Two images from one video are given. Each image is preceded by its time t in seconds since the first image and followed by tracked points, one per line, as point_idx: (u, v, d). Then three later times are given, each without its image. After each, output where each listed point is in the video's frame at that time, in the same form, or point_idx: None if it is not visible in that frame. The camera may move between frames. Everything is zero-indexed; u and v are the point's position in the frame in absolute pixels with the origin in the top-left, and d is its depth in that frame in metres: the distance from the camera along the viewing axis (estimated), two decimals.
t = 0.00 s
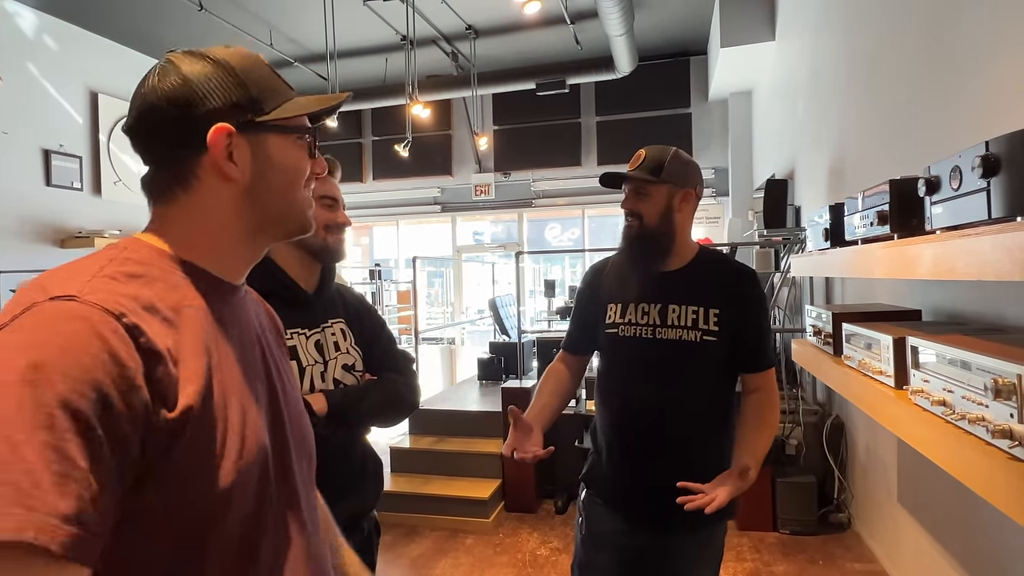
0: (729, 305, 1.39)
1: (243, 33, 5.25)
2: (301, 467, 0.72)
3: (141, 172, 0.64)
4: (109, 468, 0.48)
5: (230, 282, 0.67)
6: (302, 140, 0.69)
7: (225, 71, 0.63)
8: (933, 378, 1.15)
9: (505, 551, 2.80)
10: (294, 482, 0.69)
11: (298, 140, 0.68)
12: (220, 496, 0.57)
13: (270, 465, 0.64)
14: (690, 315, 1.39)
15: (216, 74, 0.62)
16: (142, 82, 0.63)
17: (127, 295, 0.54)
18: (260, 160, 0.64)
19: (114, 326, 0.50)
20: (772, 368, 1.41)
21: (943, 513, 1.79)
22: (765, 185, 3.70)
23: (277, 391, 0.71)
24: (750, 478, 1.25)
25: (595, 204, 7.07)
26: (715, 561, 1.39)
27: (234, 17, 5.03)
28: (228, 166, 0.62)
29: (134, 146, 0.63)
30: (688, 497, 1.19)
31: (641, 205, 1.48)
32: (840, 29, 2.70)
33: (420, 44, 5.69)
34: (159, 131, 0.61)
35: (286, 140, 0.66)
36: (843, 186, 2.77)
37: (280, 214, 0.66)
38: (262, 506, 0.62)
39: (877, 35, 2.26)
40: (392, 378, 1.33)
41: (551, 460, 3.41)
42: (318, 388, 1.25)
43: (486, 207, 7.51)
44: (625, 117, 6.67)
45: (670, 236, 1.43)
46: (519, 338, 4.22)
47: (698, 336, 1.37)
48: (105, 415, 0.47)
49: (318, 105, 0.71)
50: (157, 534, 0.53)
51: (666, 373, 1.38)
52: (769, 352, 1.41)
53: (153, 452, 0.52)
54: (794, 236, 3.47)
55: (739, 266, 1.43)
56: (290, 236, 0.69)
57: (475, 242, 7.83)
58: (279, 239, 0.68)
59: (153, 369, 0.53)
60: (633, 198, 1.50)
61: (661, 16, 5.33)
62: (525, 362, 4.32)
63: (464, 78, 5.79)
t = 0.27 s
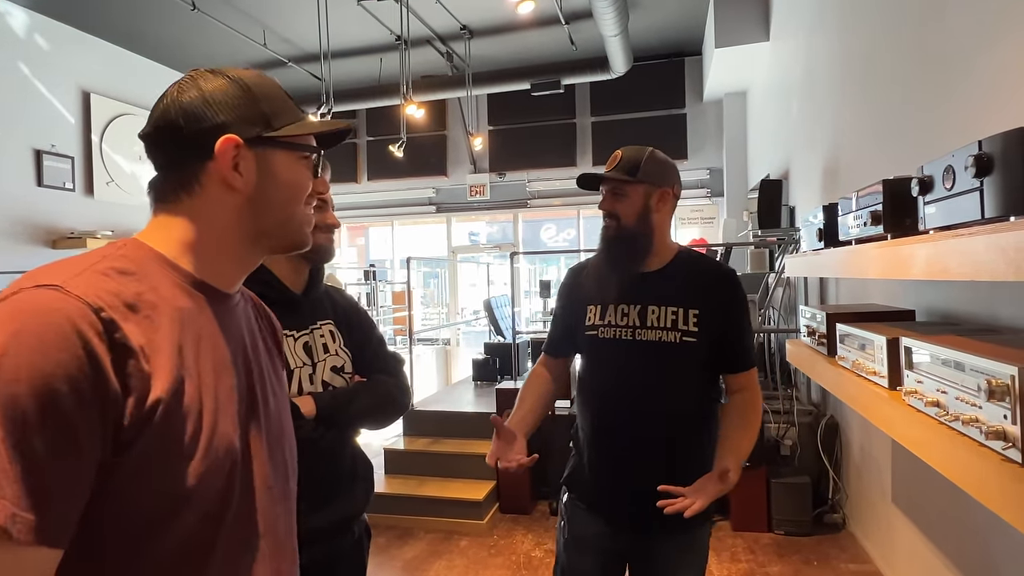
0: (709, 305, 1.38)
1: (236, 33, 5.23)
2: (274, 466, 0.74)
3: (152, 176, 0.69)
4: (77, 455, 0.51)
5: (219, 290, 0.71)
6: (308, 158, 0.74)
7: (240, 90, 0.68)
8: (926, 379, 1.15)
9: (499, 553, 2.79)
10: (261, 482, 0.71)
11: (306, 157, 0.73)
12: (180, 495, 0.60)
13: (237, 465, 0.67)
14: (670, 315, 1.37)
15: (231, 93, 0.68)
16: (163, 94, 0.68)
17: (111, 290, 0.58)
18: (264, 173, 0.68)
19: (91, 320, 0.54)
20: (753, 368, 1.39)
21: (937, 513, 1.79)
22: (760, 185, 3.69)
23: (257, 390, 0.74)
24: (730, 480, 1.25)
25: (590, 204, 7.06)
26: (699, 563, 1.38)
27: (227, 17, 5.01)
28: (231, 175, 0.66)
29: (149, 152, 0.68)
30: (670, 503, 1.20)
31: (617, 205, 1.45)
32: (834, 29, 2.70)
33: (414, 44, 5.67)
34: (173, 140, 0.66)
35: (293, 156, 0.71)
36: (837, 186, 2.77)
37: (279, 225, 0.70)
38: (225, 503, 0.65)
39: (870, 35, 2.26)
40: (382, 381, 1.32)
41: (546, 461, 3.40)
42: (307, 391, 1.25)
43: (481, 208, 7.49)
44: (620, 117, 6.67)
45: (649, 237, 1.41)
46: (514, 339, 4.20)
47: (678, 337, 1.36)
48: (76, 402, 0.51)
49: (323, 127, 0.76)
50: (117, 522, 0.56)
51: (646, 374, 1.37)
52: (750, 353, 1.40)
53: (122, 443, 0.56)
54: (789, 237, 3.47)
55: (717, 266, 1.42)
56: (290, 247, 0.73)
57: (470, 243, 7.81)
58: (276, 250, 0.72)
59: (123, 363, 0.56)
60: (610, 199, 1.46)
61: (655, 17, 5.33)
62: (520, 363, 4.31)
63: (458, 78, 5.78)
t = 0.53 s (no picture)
0: (679, 303, 1.36)
1: (233, 31, 5.21)
2: (237, 471, 0.72)
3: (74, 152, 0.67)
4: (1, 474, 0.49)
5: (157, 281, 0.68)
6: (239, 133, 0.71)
7: (160, 59, 0.65)
8: (923, 378, 1.14)
9: (496, 552, 2.79)
10: (221, 488, 0.70)
11: (233, 132, 0.70)
12: (129, 506, 0.58)
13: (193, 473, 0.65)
14: (640, 313, 1.37)
15: (148, 62, 0.65)
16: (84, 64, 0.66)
17: (31, 294, 0.55)
18: (185, 150, 0.66)
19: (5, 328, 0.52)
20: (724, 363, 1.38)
21: (933, 512, 1.79)
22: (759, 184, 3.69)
23: (217, 394, 0.72)
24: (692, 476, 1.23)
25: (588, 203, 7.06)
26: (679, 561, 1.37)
27: (224, 15, 5.00)
28: (148, 152, 0.64)
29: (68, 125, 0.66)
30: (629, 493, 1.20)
31: (588, 203, 1.44)
32: (832, 27, 2.70)
33: (412, 42, 5.66)
34: (88, 114, 0.64)
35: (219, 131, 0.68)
36: (835, 185, 2.77)
37: (202, 204, 0.68)
38: (181, 511, 0.63)
39: (868, 33, 2.26)
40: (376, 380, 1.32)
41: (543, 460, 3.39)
42: (300, 391, 1.24)
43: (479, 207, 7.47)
44: (618, 116, 6.66)
45: (620, 235, 1.40)
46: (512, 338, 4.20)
47: (648, 335, 1.36)
48: None
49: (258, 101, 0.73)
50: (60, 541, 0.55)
51: (617, 373, 1.37)
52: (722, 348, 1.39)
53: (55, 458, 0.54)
54: (787, 235, 3.46)
55: (689, 264, 1.41)
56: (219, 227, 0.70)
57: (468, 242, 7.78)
58: (202, 232, 0.70)
59: (51, 371, 0.54)
60: (581, 196, 1.46)
61: (653, 15, 5.32)
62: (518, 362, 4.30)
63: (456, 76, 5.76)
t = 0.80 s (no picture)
0: (654, 302, 1.36)
1: (233, 27, 5.21)
2: (206, 482, 0.63)
3: None
4: None
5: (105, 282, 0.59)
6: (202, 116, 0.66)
7: (118, 28, 0.58)
8: (924, 376, 1.14)
9: (496, 549, 2.78)
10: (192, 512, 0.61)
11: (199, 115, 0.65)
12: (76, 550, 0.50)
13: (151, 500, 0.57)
14: (615, 313, 1.36)
15: (106, 32, 0.57)
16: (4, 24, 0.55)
17: None
18: (156, 137, 0.60)
19: None
20: (697, 362, 1.37)
21: (935, 510, 1.78)
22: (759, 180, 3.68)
23: (174, 399, 0.63)
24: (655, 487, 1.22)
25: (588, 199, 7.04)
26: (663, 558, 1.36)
27: (223, 11, 4.98)
28: (114, 138, 0.57)
29: None
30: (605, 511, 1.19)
31: (564, 198, 1.42)
32: (833, 23, 2.69)
33: (412, 38, 5.64)
34: (29, 89, 0.54)
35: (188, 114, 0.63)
36: (835, 181, 2.76)
37: (173, 196, 0.62)
38: (139, 546, 0.55)
39: (869, 28, 2.24)
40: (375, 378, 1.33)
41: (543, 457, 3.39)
42: (299, 389, 1.24)
43: (478, 204, 7.45)
44: (618, 112, 6.65)
45: (595, 232, 1.39)
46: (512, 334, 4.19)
47: (622, 335, 1.35)
48: None
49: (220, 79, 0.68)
50: None
51: (591, 374, 1.36)
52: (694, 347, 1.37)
53: None
54: (787, 232, 3.46)
55: (664, 264, 1.40)
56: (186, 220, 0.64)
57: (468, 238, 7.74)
58: (167, 228, 0.63)
59: None
60: (556, 192, 1.43)
61: (654, 11, 5.31)
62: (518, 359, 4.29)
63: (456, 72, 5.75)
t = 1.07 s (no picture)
0: (636, 302, 1.38)
1: (235, 26, 5.21)
2: (171, 487, 0.61)
3: None
4: None
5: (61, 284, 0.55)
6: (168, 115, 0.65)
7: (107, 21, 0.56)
8: (929, 376, 1.13)
9: (496, 549, 2.78)
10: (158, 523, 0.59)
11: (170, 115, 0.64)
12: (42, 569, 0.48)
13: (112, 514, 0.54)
14: (602, 317, 1.36)
15: (100, 24, 0.55)
16: None
17: None
18: (143, 136, 0.60)
19: None
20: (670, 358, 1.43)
21: (938, 511, 1.77)
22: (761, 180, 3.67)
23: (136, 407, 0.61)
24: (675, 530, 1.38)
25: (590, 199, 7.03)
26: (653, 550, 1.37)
27: (225, 10, 4.99)
28: (108, 136, 0.55)
29: None
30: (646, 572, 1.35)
31: (545, 205, 1.39)
32: (835, 22, 2.68)
33: (413, 37, 5.64)
34: (13, 73, 0.50)
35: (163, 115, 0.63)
36: (838, 181, 2.75)
37: (147, 197, 0.61)
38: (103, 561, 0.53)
39: (872, 27, 2.24)
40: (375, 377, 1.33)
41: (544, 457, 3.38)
42: (298, 388, 1.24)
43: (480, 204, 7.39)
44: (620, 112, 6.64)
45: (578, 237, 1.38)
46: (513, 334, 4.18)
47: (610, 337, 1.36)
48: None
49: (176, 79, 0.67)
50: None
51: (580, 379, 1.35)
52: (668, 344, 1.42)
53: None
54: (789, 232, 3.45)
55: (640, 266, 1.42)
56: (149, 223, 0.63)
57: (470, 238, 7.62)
58: (133, 229, 0.61)
59: None
60: (537, 199, 1.40)
61: (656, 10, 5.30)
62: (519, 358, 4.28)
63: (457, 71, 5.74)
